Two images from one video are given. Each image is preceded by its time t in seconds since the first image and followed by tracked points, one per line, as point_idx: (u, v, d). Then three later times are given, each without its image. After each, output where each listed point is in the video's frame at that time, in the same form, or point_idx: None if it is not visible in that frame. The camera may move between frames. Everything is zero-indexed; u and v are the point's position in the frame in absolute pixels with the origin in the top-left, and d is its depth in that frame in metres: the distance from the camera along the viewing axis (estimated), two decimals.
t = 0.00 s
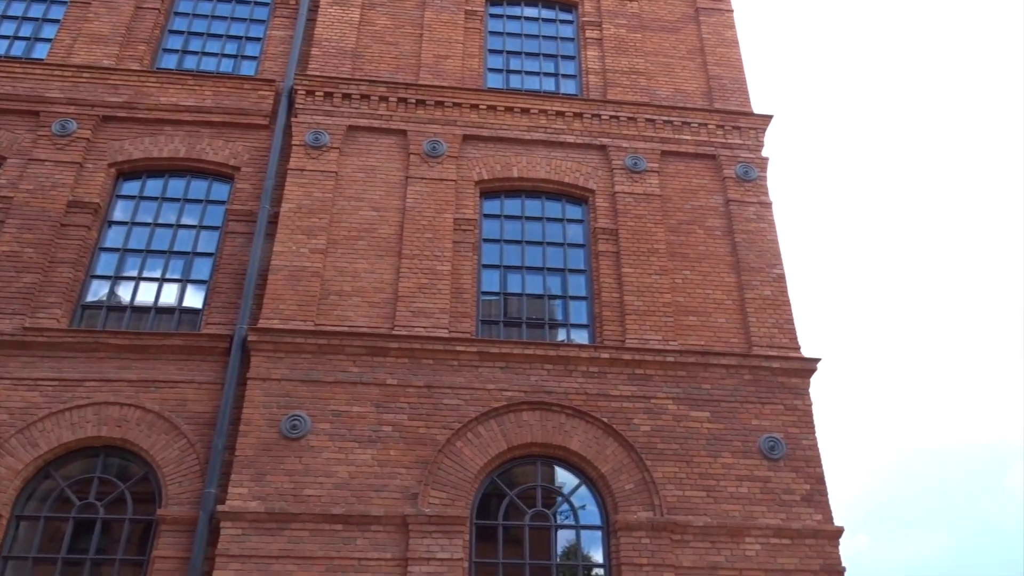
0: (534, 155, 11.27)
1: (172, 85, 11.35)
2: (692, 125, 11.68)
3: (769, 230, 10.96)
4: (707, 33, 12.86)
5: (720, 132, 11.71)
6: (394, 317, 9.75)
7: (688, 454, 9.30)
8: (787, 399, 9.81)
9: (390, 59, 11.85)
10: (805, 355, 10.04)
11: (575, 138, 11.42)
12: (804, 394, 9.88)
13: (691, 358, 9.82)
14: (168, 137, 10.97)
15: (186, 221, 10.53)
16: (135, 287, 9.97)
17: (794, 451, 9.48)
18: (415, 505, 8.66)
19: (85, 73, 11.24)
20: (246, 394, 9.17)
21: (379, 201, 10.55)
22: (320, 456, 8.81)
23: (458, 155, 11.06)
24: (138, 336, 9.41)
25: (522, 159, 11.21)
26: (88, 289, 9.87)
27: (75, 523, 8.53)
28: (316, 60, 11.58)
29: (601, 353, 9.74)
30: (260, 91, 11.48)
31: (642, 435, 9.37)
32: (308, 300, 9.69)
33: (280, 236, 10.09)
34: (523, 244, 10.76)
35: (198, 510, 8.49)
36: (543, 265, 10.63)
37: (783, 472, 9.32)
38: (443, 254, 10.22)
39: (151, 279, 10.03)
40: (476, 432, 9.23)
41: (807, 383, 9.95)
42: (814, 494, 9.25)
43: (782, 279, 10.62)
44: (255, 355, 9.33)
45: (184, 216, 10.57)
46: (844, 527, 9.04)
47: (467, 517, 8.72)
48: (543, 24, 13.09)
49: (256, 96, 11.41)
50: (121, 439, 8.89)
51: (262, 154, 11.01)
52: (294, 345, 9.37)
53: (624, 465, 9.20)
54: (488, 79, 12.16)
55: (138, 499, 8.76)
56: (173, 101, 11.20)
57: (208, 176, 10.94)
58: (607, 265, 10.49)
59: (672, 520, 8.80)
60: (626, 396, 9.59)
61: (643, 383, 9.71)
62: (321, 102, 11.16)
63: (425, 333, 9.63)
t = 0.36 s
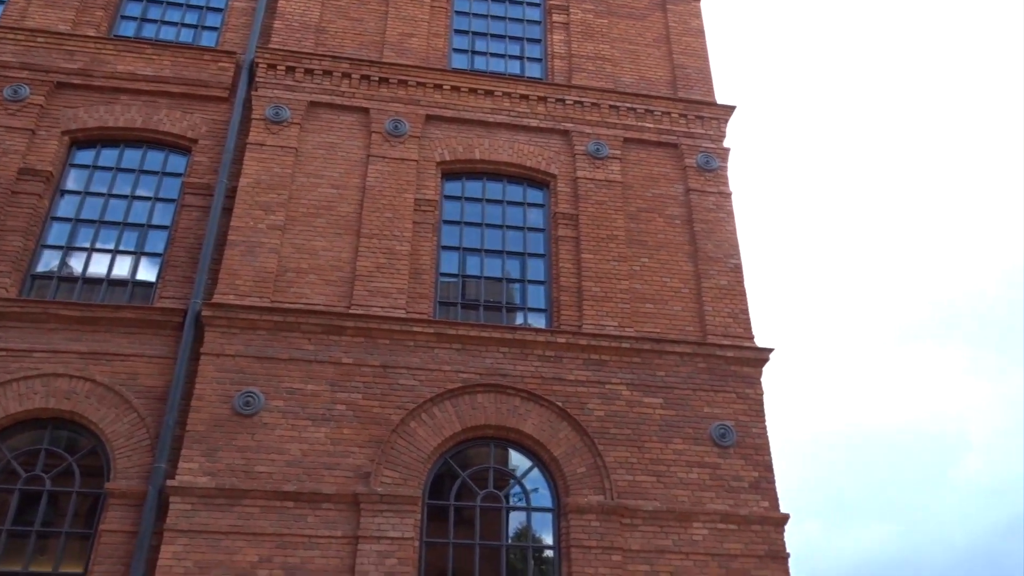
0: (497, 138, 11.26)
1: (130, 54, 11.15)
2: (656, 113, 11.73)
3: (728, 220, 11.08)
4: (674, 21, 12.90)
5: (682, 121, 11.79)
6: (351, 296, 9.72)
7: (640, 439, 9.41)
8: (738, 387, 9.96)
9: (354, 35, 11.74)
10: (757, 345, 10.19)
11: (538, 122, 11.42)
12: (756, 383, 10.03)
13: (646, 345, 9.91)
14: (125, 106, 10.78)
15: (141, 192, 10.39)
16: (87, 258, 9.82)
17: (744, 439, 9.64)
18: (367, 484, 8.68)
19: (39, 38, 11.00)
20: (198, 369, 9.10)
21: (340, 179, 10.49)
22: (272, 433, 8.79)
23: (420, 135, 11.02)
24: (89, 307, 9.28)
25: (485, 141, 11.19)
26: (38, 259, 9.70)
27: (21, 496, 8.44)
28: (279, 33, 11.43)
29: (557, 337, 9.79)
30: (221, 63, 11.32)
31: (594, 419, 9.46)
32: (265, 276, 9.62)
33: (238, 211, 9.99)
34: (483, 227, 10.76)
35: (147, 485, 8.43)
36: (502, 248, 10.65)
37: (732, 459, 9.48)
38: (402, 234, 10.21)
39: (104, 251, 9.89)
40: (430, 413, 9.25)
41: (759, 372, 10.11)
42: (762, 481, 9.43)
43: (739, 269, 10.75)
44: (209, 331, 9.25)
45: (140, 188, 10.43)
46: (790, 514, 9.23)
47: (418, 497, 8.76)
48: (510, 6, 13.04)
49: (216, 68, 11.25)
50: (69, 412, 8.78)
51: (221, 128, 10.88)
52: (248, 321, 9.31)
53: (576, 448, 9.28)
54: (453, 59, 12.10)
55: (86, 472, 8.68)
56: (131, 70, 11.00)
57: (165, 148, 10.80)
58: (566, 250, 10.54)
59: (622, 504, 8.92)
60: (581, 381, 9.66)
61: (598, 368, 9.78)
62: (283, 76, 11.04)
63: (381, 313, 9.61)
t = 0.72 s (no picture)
0: (463, 113, 11.18)
1: (87, 10, 10.83)
2: (623, 94, 11.75)
3: (690, 204, 11.18)
4: (644, 3, 12.89)
5: (649, 103, 11.83)
6: (311, 267, 9.62)
7: (596, 418, 9.51)
8: (694, 369, 10.10)
9: (321, 2, 11.54)
10: (714, 328, 10.33)
11: (505, 98, 11.35)
12: (712, 365, 10.18)
13: (605, 325, 9.97)
14: (81, 65, 10.48)
15: (97, 155, 10.14)
16: (38, 220, 9.57)
17: (698, 420, 9.79)
18: (322, 456, 8.64)
19: None
20: (152, 337, 8.94)
21: (302, 148, 10.35)
22: (227, 403, 8.69)
23: (385, 107, 10.89)
24: (39, 270, 9.06)
25: (451, 116, 11.11)
26: None
27: None
28: None
29: (518, 315, 9.81)
30: (182, 25, 11.06)
31: (552, 397, 9.52)
32: (223, 244, 9.47)
33: (197, 177, 9.81)
34: (447, 202, 10.71)
35: (97, 453, 8.30)
36: (465, 224, 10.62)
37: (686, 440, 9.62)
38: (364, 206, 10.12)
39: (56, 213, 9.65)
40: (388, 387, 9.22)
41: (715, 355, 10.25)
42: (713, 461, 9.60)
43: (699, 252, 10.87)
44: (164, 298, 9.09)
45: (95, 149, 10.17)
46: (740, 494, 9.42)
47: (374, 470, 8.76)
48: None
49: (177, 30, 10.98)
50: (17, 377, 8.59)
51: (181, 91, 10.64)
52: (205, 289, 9.16)
53: (532, 426, 9.34)
54: (422, 31, 11.96)
55: (34, 439, 8.51)
56: (88, 27, 10.68)
57: (122, 109, 10.54)
58: (529, 228, 10.54)
59: (576, 481, 9.02)
60: (540, 359, 9.70)
61: (557, 347, 9.82)
62: (246, 41, 10.82)
63: (341, 285, 9.53)
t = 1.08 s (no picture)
0: (423, 87, 11.08)
1: None
2: (584, 75, 11.74)
3: (647, 187, 11.27)
4: None
5: (610, 85, 11.85)
6: (264, 238, 9.48)
7: (546, 397, 9.57)
8: (645, 350, 10.21)
9: None
10: (666, 310, 10.45)
11: (467, 74, 11.27)
12: (662, 348, 10.31)
13: (559, 305, 10.02)
14: (27, 21, 10.13)
15: (43, 115, 9.85)
16: None
17: (647, 401, 9.92)
18: (270, 430, 8.57)
19: None
20: (97, 304, 8.74)
21: (258, 116, 10.16)
22: (173, 374, 8.56)
23: (344, 78, 10.74)
24: None
25: (411, 89, 11.00)
26: None
27: None
28: None
29: (472, 293, 9.79)
30: None
31: (503, 375, 9.55)
32: (172, 212, 9.28)
33: (147, 142, 9.57)
34: (404, 176, 10.62)
35: (36, 421, 8.12)
36: (422, 199, 10.55)
37: (634, 420, 9.75)
38: (319, 178, 10.00)
39: None
40: (339, 361, 9.16)
41: (666, 338, 10.38)
42: (660, 442, 9.75)
43: (654, 235, 10.96)
44: (110, 265, 8.88)
45: (41, 109, 9.88)
46: (685, 474, 9.59)
47: (322, 444, 8.71)
48: None
49: None
50: None
51: (133, 53, 10.37)
52: (153, 257, 8.98)
53: (483, 404, 9.37)
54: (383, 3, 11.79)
55: None
56: None
57: (70, 69, 10.23)
58: (486, 206, 10.52)
59: (525, 459, 9.08)
60: (492, 337, 9.72)
61: (510, 325, 9.84)
62: (202, 5, 10.57)
63: (294, 257, 9.41)
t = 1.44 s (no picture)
0: (379, 63, 10.95)
1: None
2: (542, 56, 11.74)
3: (601, 171, 11.36)
4: None
5: (568, 68, 11.87)
6: (213, 212, 9.30)
7: (497, 378, 9.60)
8: (595, 333, 10.30)
9: None
10: (617, 294, 10.54)
11: (424, 52, 11.17)
12: (612, 331, 10.41)
13: (511, 287, 10.04)
14: None
15: None
16: None
17: (596, 383, 10.02)
18: (216, 407, 8.45)
19: None
20: (37, 275, 8.49)
21: (208, 87, 9.95)
22: (116, 348, 8.37)
23: (299, 51, 10.56)
24: None
25: (367, 65, 10.86)
26: None
27: None
28: None
29: (424, 273, 9.75)
30: None
31: (454, 355, 9.55)
32: (117, 183, 9.04)
33: (92, 110, 9.30)
34: (358, 153, 10.50)
35: None
36: (376, 177, 10.46)
37: (583, 402, 9.84)
38: (271, 153, 9.84)
39: None
40: (287, 338, 9.06)
41: (616, 321, 10.48)
42: (608, 424, 9.86)
43: (607, 220, 11.05)
44: (51, 235, 8.62)
45: None
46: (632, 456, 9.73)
47: (269, 422, 8.63)
48: None
49: None
50: None
51: (78, 18, 10.06)
52: (97, 228, 8.74)
53: (433, 384, 9.36)
54: None
55: None
56: None
57: (12, 32, 9.89)
58: (440, 186, 10.47)
59: (473, 439, 9.12)
60: (444, 317, 9.70)
61: (462, 306, 9.83)
62: None
63: (243, 232, 9.26)
